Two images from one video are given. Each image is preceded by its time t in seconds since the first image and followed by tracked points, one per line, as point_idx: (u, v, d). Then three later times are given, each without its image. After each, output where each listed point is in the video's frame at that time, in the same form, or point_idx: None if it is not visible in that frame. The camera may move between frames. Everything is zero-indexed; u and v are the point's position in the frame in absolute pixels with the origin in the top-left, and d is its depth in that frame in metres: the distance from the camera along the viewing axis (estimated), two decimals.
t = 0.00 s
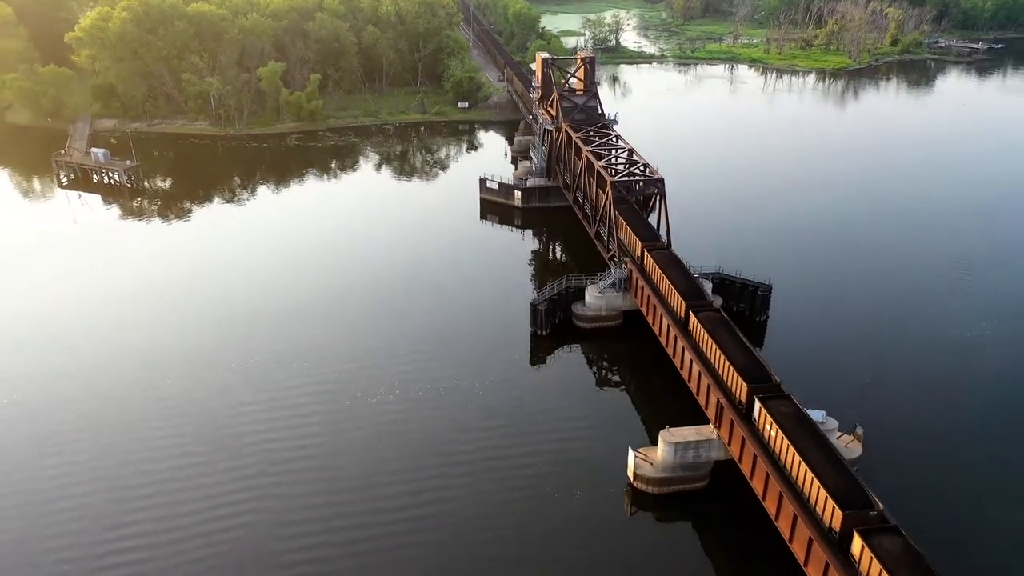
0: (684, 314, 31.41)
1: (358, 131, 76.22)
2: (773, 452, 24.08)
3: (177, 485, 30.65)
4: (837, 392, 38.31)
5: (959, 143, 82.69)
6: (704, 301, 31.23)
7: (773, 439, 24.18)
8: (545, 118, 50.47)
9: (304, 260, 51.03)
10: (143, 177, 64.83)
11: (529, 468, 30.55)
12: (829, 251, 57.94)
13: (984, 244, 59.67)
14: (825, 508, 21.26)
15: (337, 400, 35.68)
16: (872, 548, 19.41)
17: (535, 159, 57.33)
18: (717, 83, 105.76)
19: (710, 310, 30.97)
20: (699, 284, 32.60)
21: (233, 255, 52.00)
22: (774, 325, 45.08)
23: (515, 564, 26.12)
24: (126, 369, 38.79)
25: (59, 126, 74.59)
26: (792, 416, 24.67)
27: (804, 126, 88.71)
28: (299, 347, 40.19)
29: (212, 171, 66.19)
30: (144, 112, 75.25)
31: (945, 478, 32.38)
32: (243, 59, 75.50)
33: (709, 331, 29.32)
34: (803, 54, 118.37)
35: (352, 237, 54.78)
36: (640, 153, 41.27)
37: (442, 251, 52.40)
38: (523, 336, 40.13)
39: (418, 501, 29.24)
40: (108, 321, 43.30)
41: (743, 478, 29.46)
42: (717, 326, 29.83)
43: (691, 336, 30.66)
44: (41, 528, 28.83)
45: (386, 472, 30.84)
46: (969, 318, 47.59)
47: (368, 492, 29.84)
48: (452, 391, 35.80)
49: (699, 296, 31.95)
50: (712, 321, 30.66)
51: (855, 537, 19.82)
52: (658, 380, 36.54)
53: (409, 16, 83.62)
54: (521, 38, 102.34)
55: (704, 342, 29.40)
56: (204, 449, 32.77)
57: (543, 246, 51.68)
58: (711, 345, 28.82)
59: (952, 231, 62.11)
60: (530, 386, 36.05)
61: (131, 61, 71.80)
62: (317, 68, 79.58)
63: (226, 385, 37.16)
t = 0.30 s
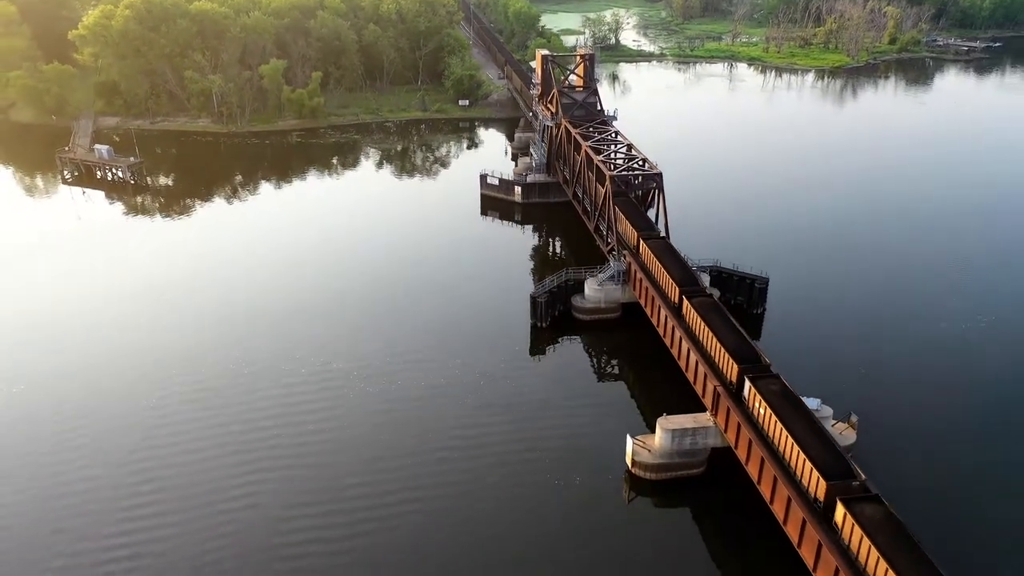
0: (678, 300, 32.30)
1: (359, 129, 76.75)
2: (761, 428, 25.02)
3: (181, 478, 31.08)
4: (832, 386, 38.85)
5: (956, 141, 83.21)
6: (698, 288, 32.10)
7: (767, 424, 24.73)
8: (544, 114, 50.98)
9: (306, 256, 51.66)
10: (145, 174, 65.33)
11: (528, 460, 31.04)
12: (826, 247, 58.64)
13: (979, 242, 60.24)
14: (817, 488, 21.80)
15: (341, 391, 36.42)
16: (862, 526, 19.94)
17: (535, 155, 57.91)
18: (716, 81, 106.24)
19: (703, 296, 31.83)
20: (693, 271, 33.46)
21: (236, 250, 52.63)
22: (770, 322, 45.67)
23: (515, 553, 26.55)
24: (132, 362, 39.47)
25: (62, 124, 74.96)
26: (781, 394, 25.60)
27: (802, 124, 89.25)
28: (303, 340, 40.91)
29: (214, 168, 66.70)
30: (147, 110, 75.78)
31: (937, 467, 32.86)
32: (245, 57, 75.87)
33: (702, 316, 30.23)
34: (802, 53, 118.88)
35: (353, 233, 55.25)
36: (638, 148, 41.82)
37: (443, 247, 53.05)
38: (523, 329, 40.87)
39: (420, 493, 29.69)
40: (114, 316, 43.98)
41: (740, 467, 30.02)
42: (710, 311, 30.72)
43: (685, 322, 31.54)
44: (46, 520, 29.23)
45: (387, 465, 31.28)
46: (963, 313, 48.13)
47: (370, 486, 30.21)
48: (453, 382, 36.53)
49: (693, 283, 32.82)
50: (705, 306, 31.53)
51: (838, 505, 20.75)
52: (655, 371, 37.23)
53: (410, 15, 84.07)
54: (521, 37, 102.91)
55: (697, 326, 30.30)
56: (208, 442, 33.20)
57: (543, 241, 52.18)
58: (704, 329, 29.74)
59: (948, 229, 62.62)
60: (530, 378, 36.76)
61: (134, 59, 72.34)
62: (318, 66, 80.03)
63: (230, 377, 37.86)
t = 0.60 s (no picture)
0: (672, 287, 33.07)
1: (360, 126, 77.27)
2: (752, 407, 25.90)
3: (187, 466, 31.59)
4: (829, 379, 39.31)
5: (953, 138, 83.77)
6: (691, 274, 32.88)
7: (761, 410, 25.23)
8: (544, 111, 51.45)
9: (309, 251, 52.21)
10: (149, 171, 65.85)
11: (528, 450, 31.49)
12: (823, 244, 59.23)
13: (976, 238, 60.78)
14: (810, 471, 22.31)
15: (344, 381, 37.04)
16: (853, 506, 20.45)
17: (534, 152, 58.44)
18: (715, 79, 106.71)
19: (695, 282, 32.62)
20: (687, 258, 34.19)
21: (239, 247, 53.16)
22: (768, 317, 46.16)
23: (516, 542, 26.96)
24: (138, 354, 40.08)
25: (66, 121, 75.61)
26: (770, 374, 26.45)
27: (801, 121, 89.77)
28: (307, 332, 41.50)
29: (217, 165, 67.19)
30: (150, 107, 76.27)
31: (933, 459, 33.29)
32: (247, 55, 76.30)
33: (694, 300, 31.04)
34: (801, 51, 119.40)
35: (354, 230, 55.72)
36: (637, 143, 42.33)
37: (444, 242, 53.63)
38: (523, 321, 41.46)
39: (421, 483, 30.11)
40: (120, 309, 44.59)
41: (738, 455, 30.53)
42: (702, 296, 31.52)
43: (678, 307, 32.34)
44: (53, 510, 29.61)
45: (389, 456, 31.70)
46: (959, 309, 48.62)
47: (371, 476, 30.63)
48: (454, 373, 37.16)
49: (686, 269, 33.59)
50: (698, 291, 32.31)
51: (823, 478, 21.62)
52: (654, 363, 37.84)
53: (411, 13, 84.48)
54: (521, 35, 103.51)
55: (690, 311, 31.12)
56: (211, 434, 33.61)
57: (543, 236, 52.68)
58: (696, 314, 30.55)
59: (946, 225, 63.14)
60: (530, 369, 37.38)
61: (137, 57, 72.81)
62: (320, 64, 80.49)
63: (234, 368, 38.49)
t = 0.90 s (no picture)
0: (666, 275, 33.91)
1: (361, 123, 77.73)
2: (743, 388, 26.79)
3: (192, 451, 32.03)
4: (826, 372, 39.76)
5: (951, 136, 84.29)
6: (686, 262, 33.72)
7: (761, 401, 25.53)
8: (543, 107, 51.93)
9: (310, 246, 52.65)
10: (151, 167, 66.24)
11: (528, 443, 31.60)
12: (821, 240, 59.77)
13: (974, 235, 61.08)
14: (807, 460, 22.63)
15: (346, 369, 37.50)
16: (849, 494, 20.79)
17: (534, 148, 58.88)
18: (714, 78, 107.17)
19: (689, 270, 33.46)
20: (681, 248, 35.01)
21: (241, 241, 53.62)
22: (766, 314, 46.38)
23: (517, 532, 27.07)
24: (143, 344, 40.51)
25: (69, 117, 76.13)
26: (761, 357, 27.35)
27: (800, 119, 90.25)
28: (310, 323, 41.98)
29: (218, 162, 67.64)
30: (152, 104, 76.79)
31: (931, 456, 33.39)
32: (248, 52, 76.74)
33: (688, 287, 31.89)
34: (800, 50, 119.83)
35: (355, 226, 55.99)
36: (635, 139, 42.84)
37: (445, 236, 54.06)
38: (523, 313, 41.93)
39: (422, 474, 30.16)
40: (124, 301, 45.04)
41: (735, 443, 31.02)
42: (695, 283, 32.38)
43: (673, 294, 33.18)
44: (53, 502, 29.59)
45: (389, 447, 31.76)
46: (957, 307, 48.84)
47: (371, 467, 30.69)
48: (456, 362, 37.61)
49: (681, 258, 34.43)
50: (692, 279, 33.16)
51: (809, 453, 22.52)
52: (652, 354, 38.32)
53: (411, 11, 84.65)
54: (521, 34, 104.07)
55: (684, 297, 31.98)
56: (212, 427, 33.63)
57: (542, 231, 53.11)
58: (690, 300, 31.42)
59: (944, 223, 63.47)
60: (531, 359, 37.82)
61: (139, 54, 73.21)
62: (321, 62, 80.94)
63: (238, 357, 38.92)
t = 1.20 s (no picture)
0: (662, 263, 34.67)
1: (362, 121, 78.15)
2: (735, 371, 27.58)
3: (197, 446, 32.56)
4: (823, 366, 40.28)
5: (949, 134, 84.77)
6: (680, 251, 34.49)
7: (756, 390, 25.94)
8: (543, 104, 52.28)
9: (312, 243, 53.09)
10: (153, 164, 66.60)
11: (527, 441, 31.75)
12: (819, 238, 60.24)
13: (973, 233, 61.33)
14: (801, 446, 23.05)
15: (349, 364, 38.03)
16: (841, 476, 21.23)
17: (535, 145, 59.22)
18: (714, 76, 107.55)
19: (684, 258, 34.23)
20: (677, 238, 35.72)
21: (244, 238, 54.10)
22: (765, 312, 46.56)
23: (516, 532, 27.19)
24: (147, 341, 40.98)
25: (72, 115, 76.60)
26: (752, 339, 28.15)
27: (799, 117, 90.69)
28: (312, 318, 42.46)
29: (220, 159, 68.05)
30: (155, 102, 77.32)
31: (931, 455, 33.47)
32: (250, 50, 77.15)
33: (682, 274, 32.68)
34: (799, 48, 120.23)
35: (356, 225, 56.30)
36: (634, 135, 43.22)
37: (445, 233, 54.48)
38: (524, 308, 42.45)
39: (422, 474, 30.28)
40: (127, 298, 45.50)
41: (732, 434, 31.58)
42: (690, 271, 33.14)
43: (668, 282, 33.95)
44: (57, 500, 29.91)
45: (389, 446, 31.91)
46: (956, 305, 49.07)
47: (373, 458, 31.29)
48: (457, 357, 38.10)
49: (676, 247, 35.19)
50: (686, 267, 33.93)
51: (797, 429, 23.30)
52: (651, 347, 38.87)
53: (412, 8, 84.86)
54: (521, 33, 104.56)
55: (679, 285, 32.77)
56: (212, 427, 33.75)
57: (543, 227, 53.47)
58: (684, 287, 32.22)
59: (942, 221, 63.74)
60: (531, 353, 38.32)
61: (141, 52, 73.56)
62: (322, 59, 81.37)
63: (241, 353, 39.40)
